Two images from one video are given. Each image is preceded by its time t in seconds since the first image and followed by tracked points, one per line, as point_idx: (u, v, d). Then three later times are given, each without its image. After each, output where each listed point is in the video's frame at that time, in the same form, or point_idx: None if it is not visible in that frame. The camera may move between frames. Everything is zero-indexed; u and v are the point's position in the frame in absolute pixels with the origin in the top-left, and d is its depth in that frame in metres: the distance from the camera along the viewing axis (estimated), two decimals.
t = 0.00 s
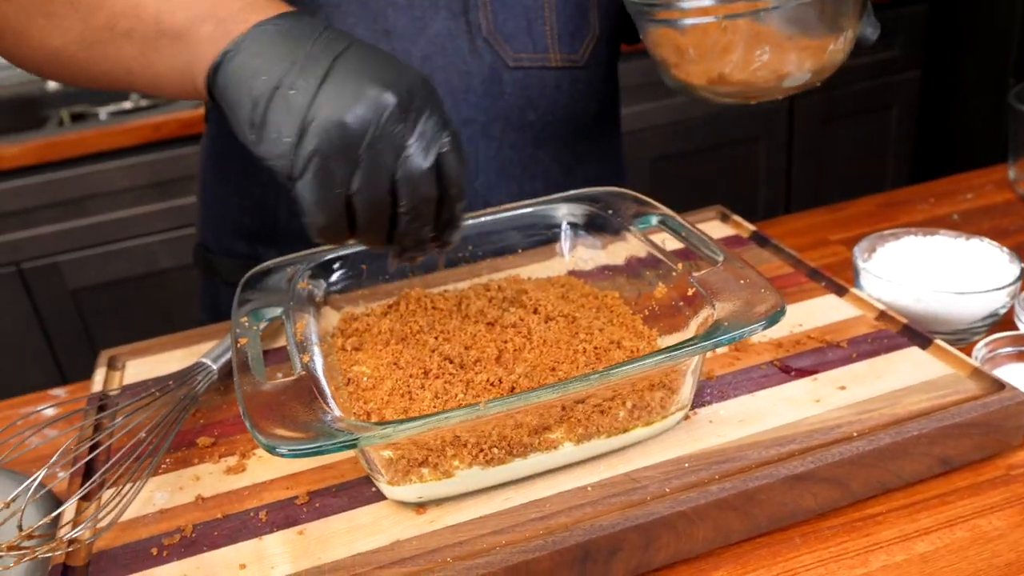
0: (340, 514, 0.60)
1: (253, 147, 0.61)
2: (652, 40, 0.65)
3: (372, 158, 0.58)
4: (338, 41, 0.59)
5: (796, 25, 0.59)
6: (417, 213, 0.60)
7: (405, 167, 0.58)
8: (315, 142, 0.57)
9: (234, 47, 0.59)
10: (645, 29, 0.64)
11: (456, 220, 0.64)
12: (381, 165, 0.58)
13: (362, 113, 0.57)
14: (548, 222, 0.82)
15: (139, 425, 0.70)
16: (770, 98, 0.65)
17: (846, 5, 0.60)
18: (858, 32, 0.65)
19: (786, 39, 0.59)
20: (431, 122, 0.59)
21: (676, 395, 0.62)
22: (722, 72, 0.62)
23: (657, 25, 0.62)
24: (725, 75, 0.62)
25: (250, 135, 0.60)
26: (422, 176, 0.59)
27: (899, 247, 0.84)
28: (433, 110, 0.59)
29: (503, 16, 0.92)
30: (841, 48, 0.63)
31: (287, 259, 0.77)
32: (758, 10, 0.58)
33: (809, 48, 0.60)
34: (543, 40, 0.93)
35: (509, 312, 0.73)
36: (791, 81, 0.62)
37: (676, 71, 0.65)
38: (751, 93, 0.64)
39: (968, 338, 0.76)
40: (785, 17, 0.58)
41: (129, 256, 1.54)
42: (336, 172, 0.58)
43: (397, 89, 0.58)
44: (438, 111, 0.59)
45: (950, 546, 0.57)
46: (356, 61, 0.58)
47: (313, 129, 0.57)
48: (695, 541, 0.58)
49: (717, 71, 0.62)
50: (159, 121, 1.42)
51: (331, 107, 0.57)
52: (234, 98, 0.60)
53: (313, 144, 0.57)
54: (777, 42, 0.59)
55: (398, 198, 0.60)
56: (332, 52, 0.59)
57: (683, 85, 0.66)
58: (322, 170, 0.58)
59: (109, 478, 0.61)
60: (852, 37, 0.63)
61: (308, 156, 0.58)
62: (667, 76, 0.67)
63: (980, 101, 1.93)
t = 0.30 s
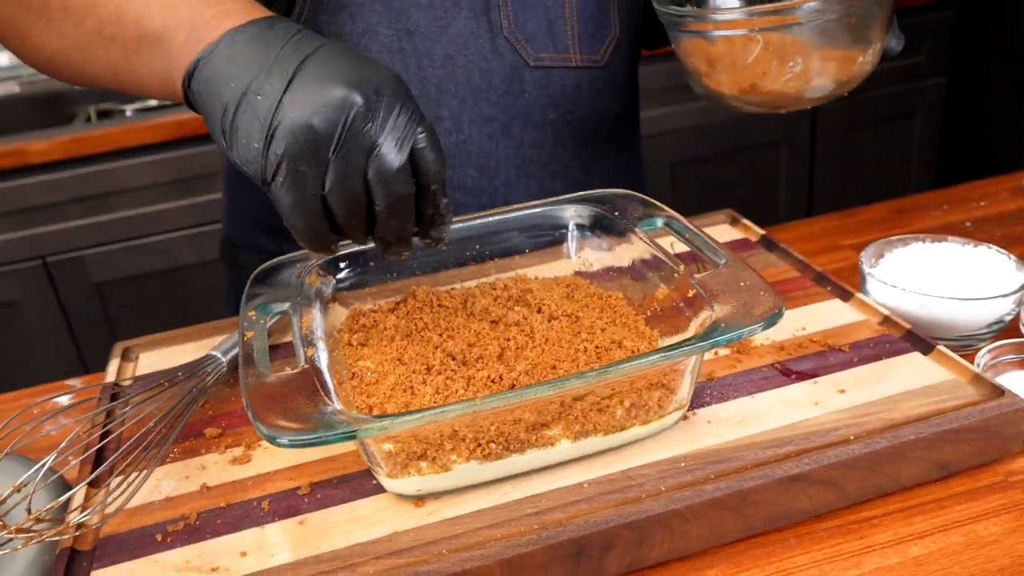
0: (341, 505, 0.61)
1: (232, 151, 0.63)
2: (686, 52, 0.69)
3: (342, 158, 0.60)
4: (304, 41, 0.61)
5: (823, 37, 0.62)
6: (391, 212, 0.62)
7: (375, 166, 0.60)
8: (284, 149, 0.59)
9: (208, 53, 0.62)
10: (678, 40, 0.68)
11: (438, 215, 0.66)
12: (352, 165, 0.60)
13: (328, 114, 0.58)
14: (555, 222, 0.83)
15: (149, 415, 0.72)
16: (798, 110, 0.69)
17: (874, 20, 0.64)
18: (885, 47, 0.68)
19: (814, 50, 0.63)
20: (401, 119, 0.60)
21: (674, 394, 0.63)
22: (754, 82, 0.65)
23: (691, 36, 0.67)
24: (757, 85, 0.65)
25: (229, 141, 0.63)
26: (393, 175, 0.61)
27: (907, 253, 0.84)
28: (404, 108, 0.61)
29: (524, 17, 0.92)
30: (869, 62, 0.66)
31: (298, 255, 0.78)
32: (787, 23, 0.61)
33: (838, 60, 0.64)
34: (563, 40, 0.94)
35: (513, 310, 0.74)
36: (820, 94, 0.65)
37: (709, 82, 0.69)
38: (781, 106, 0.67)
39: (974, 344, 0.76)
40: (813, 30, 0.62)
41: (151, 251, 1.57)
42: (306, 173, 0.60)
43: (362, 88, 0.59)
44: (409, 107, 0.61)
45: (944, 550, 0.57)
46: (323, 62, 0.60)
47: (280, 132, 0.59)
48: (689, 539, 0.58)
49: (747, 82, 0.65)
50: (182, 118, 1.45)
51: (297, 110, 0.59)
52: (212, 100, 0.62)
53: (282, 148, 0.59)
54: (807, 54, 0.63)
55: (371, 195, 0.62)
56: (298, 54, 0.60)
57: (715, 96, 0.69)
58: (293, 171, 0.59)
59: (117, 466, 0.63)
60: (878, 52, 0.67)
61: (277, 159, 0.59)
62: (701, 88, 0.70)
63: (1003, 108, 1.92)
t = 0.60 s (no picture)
0: (341, 493, 0.62)
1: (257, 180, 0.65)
2: (701, 73, 0.75)
3: (358, 173, 0.61)
4: (312, 65, 0.63)
5: (833, 68, 0.69)
6: (417, 226, 0.62)
7: (394, 179, 0.61)
8: (302, 172, 0.61)
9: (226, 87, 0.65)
10: (691, 63, 0.75)
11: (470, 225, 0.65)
12: (370, 180, 0.61)
13: (337, 132, 0.60)
14: (561, 222, 0.83)
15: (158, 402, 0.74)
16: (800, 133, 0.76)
17: (879, 53, 0.70)
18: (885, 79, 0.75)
19: (823, 80, 0.69)
20: (417, 131, 0.61)
21: (672, 391, 0.63)
22: (764, 107, 0.72)
23: (703, 60, 0.73)
24: (766, 110, 0.72)
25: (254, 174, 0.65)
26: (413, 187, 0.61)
27: (913, 256, 0.84)
28: (417, 118, 0.61)
29: (537, 20, 0.93)
30: (871, 89, 0.73)
31: (305, 249, 0.78)
32: (802, 54, 0.68)
33: (841, 87, 0.70)
34: (575, 44, 0.95)
35: (516, 306, 0.75)
36: (824, 117, 0.72)
37: (720, 103, 0.75)
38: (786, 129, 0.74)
39: (978, 348, 0.76)
40: (826, 62, 0.68)
41: (170, 247, 1.60)
42: (324, 194, 0.61)
43: (370, 102, 0.60)
44: (423, 118, 0.61)
45: (937, 551, 0.58)
46: (332, 83, 0.62)
47: (295, 156, 0.61)
48: (683, 534, 0.59)
49: (756, 106, 0.72)
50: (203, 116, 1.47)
51: (309, 132, 0.60)
52: (233, 132, 0.65)
53: (301, 170, 0.61)
54: (813, 83, 0.69)
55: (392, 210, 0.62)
56: (310, 78, 0.62)
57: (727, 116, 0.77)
58: (313, 194, 0.61)
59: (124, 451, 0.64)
60: (881, 82, 0.73)
61: (296, 182, 0.61)
62: (712, 108, 0.77)
63: None
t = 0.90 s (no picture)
0: (343, 481, 0.63)
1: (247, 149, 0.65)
2: (693, 57, 0.73)
3: (353, 145, 0.61)
4: (313, 39, 0.64)
5: (826, 46, 0.66)
6: (411, 208, 0.62)
7: (391, 157, 0.61)
8: (295, 137, 0.60)
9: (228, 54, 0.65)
10: (683, 47, 0.73)
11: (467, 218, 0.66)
12: (365, 154, 0.61)
13: (337, 100, 0.60)
14: (568, 218, 0.84)
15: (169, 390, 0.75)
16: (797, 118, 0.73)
17: (877, 32, 0.68)
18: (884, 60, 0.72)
19: (816, 59, 0.67)
20: (419, 110, 0.62)
21: (671, 385, 0.64)
22: (757, 88, 0.70)
23: (695, 42, 0.71)
24: (759, 92, 0.70)
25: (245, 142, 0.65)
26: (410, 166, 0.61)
27: (919, 257, 0.84)
28: (419, 99, 0.62)
29: (548, 21, 0.94)
30: (869, 71, 0.70)
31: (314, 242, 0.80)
32: (793, 32, 0.65)
33: (836, 68, 0.68)
34: (586, 45, 0.95)
35: (521, 300, 0.75)
36: (817, 100, 0.70)
37: (713, 87, 0.73)
38: (781, 113, 0.72)
39: (982, 349, 0.77)
40: (819, 39, 0.66)
41: (188, 240, 1.62)
42: (315, 162, 0.61)
43: (373, 76, 0.61)
44: (425, 99, 0.63)
45: (932, 548, 0.58)
46: (334, 55, 0.63)
47: (291, 119, 0.61)
48: (679, 527, 0.60)
49: (749, 88, 0.70)
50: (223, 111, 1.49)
51: (309, 99, 0.60)
52: (228, 99, 0.65)
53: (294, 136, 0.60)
54: (807, 63, 0.67)
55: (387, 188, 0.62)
56: (310, 50, 0.63)
57: (719, 100, 0.74)
58: (304, 162, 0.61)
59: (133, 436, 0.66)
60: (879, 61, 0.71)
61: (286, 146, 0.61)
62: (707, 93, 0.75)
63: None
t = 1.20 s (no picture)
0: (343, 470, 0.64)
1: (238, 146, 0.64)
2: (691, 58, 0.73)
3: (339, 115, 0.60)
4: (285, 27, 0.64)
5: (821, 46, 0.67)
6: (406, 168, 0.60)
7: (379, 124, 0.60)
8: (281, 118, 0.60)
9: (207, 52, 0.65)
10: (682, 48, 0.74)
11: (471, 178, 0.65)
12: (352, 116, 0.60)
13: (318, 74, 0.60)
14: (570, 214, 0.84)
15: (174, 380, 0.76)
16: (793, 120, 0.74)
17: (875, 33, 0.68)
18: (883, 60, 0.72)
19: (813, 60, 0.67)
20: (404, 75, 0.61)
21: (669, 379, 0.64)
22: (754, 89, 0.70)
23: (693, 44, 0.72)
24: (756, 92, 0.70)
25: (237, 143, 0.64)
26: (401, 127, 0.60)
27: (921, 256, 0.84)
28: (402, 66, 0.62)
29: (548, 25, 0.95)
30: (865, 72, 0.70)
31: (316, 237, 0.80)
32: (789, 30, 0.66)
33: (834, 71, 0.68)
34: (585, 50, 0.96)
35: (522, 294, 0.76)
36: (815, 101, 0.70)
37: (712, 88, 0.74)
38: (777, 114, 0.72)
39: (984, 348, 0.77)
40: (815, 39, 0.66)
41: (198, 236, 1.63)
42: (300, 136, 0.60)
43: (350, 49, 0.61)
44: (408, 66, 0.62)
45: (925, 544, 0.58)
46: (315, 33, 0.63)
47: (274, 98, 0.60)
48: (673, 519, 0.60)
49: (745, 88, 0.70)
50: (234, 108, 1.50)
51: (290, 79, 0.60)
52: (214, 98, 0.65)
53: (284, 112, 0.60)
54: (803, 63, 0.67)
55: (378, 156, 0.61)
56: (290, 31, 0.63)
57: (719, 104, 0.75)
58: (292, 138, 0.60)
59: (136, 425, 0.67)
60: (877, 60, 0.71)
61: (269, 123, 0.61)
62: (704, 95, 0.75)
63: None
